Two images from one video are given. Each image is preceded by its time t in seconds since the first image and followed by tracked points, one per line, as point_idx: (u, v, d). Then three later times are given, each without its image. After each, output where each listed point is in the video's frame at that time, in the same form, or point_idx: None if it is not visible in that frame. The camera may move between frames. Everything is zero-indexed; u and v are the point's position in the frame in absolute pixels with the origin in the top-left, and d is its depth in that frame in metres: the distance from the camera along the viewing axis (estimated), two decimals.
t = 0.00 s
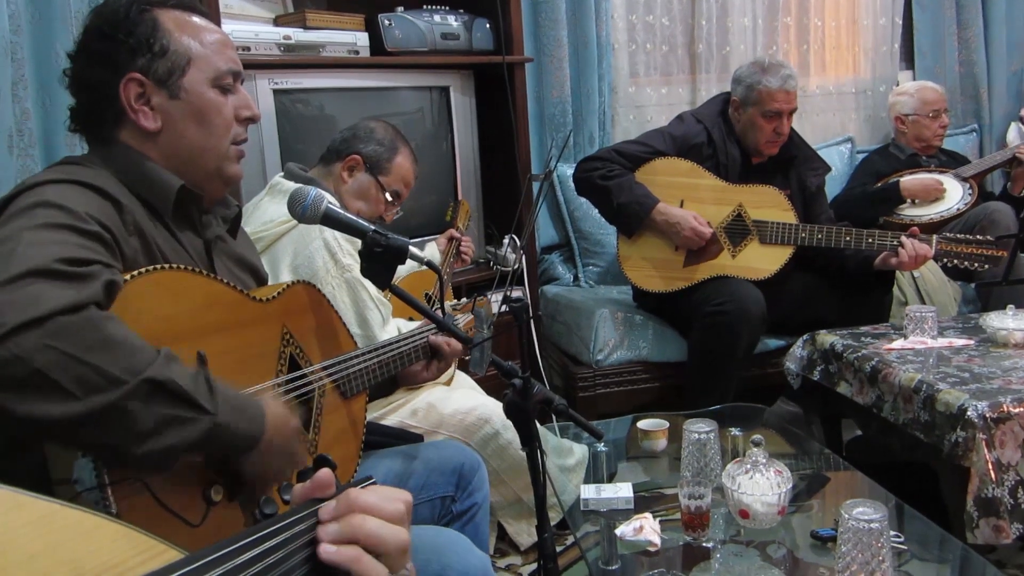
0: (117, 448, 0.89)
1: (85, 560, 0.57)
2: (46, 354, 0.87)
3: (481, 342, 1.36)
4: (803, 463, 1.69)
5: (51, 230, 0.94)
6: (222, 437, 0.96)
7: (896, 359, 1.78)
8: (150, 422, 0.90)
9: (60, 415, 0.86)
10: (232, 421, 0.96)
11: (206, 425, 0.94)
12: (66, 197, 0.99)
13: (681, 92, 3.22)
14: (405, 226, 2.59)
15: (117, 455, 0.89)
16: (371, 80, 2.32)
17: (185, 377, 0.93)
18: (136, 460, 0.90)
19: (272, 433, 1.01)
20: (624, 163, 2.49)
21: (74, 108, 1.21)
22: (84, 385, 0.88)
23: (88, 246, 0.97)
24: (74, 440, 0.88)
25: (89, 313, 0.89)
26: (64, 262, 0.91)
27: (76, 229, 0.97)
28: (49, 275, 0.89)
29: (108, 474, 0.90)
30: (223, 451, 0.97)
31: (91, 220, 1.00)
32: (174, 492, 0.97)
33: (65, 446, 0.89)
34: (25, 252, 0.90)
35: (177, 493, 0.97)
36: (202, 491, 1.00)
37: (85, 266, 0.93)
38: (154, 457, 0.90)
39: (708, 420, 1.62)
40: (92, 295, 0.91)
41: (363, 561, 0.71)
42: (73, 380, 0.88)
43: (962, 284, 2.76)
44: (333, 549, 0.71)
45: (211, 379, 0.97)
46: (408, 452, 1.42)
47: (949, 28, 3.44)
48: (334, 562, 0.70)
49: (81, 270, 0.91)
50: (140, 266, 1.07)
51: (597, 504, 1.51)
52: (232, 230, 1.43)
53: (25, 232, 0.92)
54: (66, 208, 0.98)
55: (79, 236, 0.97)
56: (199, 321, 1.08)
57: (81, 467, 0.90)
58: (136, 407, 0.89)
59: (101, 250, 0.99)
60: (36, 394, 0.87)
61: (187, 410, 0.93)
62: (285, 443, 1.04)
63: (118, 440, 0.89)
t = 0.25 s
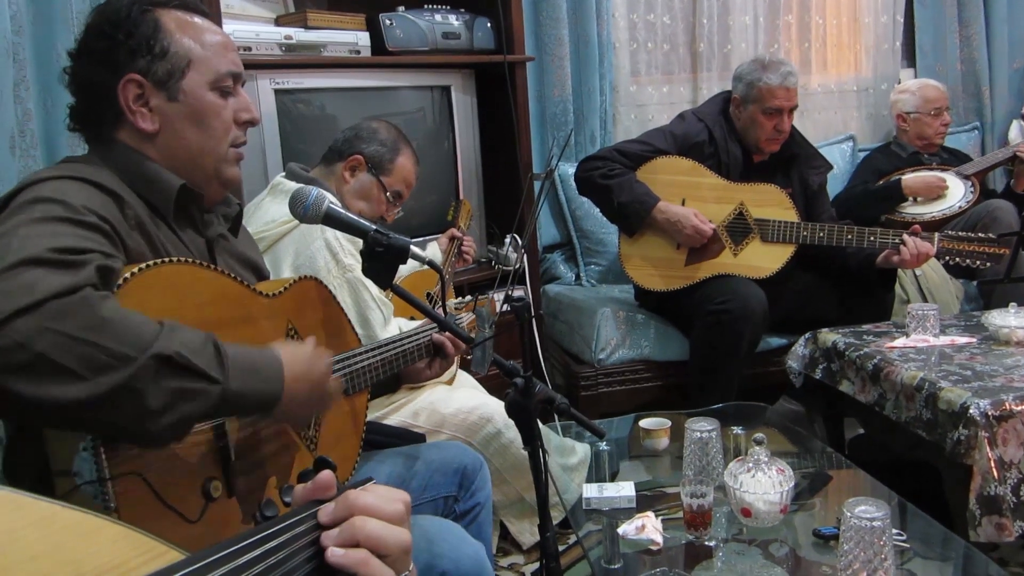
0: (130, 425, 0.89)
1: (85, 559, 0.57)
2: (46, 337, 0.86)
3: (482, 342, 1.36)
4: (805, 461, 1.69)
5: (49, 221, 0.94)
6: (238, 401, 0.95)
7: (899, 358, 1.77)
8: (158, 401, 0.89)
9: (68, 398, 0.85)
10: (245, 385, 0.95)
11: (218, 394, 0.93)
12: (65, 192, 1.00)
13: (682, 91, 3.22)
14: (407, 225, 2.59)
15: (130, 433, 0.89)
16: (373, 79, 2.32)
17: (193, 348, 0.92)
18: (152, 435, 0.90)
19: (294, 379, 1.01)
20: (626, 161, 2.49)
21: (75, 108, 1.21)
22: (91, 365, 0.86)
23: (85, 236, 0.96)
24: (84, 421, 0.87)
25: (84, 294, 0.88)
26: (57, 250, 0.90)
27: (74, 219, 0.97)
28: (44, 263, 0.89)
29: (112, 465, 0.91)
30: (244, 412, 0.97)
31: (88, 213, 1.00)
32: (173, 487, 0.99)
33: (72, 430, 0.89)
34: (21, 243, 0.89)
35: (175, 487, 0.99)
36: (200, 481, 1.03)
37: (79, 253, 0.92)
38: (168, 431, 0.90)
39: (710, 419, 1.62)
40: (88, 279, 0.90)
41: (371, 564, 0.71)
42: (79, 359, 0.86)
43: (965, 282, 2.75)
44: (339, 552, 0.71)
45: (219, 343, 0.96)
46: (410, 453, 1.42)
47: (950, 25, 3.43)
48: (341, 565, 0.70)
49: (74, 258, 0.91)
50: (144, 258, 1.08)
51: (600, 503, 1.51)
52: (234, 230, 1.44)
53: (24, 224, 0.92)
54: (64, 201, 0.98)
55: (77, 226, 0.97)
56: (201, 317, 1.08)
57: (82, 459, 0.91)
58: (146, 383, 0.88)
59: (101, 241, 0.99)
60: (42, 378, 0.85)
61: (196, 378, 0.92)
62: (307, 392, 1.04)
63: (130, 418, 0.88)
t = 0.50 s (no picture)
0: (122, 477, 0.90)
1: (83, 561, 0.57)
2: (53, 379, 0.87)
3: (482, 340, 1.36)
4: (805, 460, 1.69)
5: (61, 243, 0.94)
6: (227, 458, 0.96)
7: (899, 356, 1.77)
8: (153, 453, 0.90)
9: (70, 444, 0.86)
10: (236, 444, 0.96)
11: (209, 453, 0.94)
12: (71, 207, 0.99)
13: (682, 90, 3.21)
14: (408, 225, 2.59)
15: (121, 483, 0.90)
16: (373, 79, 2.32)
17: (191, 405, 0.94)
18: (140, 489, 0.91)
19: (282, 439, 1.02)
20: (625, 161, 2.49)
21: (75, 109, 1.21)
22: (93, 414, 0.88)
23: (94, 257, 0.96)
24: (81, 468, 0.88)
25: (100, 337, 0.89)
26: (70, 281, 0.90)
27: (84, 240, 0.96)
28: (56, 295, 0.89)
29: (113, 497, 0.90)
30: (230, 468, 0.98)
31: (98, 233, 1.00)
32: (182, 502, 0.97)
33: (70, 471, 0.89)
34: (33, 269, 0.89)
35: (185, 504, 0.98)
36: (211, 495, 1.01)
37: (89, 282, 0.92)
38: (158, 484, 0.91)
39: (710, 418, 1.62)
40: (101, 315, 0.91)
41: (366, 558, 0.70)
42: (84, 408, 0.88)
43: (965, 280, 2.75)
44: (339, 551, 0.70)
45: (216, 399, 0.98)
46: (410, 453, 1.42)
47: (950, 24, 3.44)
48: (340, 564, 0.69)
49: (86, 289, 0.91)
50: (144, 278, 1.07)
51: (600, 502, 1.51)
52: (231, 239, 1.43)
53: (35, 247, 0.92)
54: (74, 220, 0.97)
55: (87, 249, 0.96)
56: (202, 331, 1.08)
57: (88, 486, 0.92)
58: (143, 437, 0.90)
59: (108, 263, 0.99)
60: (46, 421, 0.87)
61: (191, 436, 0.93)
62: (291, 451, 1.04)
63: (125, 469, 0.89)
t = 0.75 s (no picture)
0: (129, 484, 0.90)
1: (83, 560, 0.57)
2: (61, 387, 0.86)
3: (482, 339, 1.36)
4: (805, 459, 1.69)
5: (68, 250, 0.94)
6: (233, 465, 0.97)
7: (898, 355, 1.77)
8: (161, 461, 0.90)
9: (79, 452, 0.86)
10: (244, 450, 0.97)
11: (216, 459, 0.95)
12: (78, 213, 0.99)
13: (682, 89, 3.21)
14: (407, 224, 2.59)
15: (127, 489, 0.90)
16: (373, 79, 2.32)
17: (198, 411, 0.94)
18: (146, 493, 0.91)
19: (285, 447, 1.03)
20: (624, 160, 2.49)
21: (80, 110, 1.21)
22: (101, 421, 0.88)
23: (100, 265, 0.96)
24: (89, 475, 0.88)
25: (109, 344, 0.89)
26: (78, 289, 0.90)
27: (90, 247, 0.96)
28: (65, 303, 0.88)
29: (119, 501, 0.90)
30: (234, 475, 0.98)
31: (103, 240, 1.00)
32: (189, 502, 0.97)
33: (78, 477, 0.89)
34: (42, 276, 0.89)
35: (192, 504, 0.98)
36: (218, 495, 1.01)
37: (97, 289, 0.92)
38: (163, 490, 0.92)
39: (710, 418, 1.62)
40: (110, 323, 0.91)
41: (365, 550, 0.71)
42: (92, 415, 0.88)
43: (965, 280, 2.75)
44: (325, 545, 0.67)
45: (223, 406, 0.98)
46: (410, 448, 1.42)
47: (950, 23, 3.43)
48: (326, 557, 0.67)
49: (95, 296, 0.91)
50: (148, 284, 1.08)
51: (600, 501, 1.51)
52: (234, 241, 1.43)
53: (44, 253, 0.92)
54: (81, 227, 0.97)
55: (93, 256, 0.96)
56: (207, 334, 1.08)
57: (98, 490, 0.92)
58: (151, 444, 0.90)
59: (114, 270, 0.99)
60: (55, 428, 0.86)
61: (198, 444, 0.93)
62: (291, 462, 1.05)
63: (132, 475, 0.89)
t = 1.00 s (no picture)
0: (130, 480, 0.89)
1: (77, 556, 0.57)
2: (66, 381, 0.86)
3: (480, 339, 1.36)
4: (802, 459, 1.69)
5: (73, 244, 0.94)
6: (233, 466, 0.96)
7: (896, 356, 1.78)
8: (162, 457, 0.90)
9: (83, 447, 0.86)
10: (244, 451, 0.97)
11: (218, 457, 0.94)
12: (80, 208, 0.99)
13: (680, 89, 3.21)
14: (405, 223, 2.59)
15: (130, 485, 0.89)
16: (372, 78, 2.32)
17: (200, 408, 0.94)
18: (149, 490, 0.90)
19: (284, 454, 1.02)
20: (621, 160, 2.49)
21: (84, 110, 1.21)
22: (103, 415, 0.88)
23: (103, 258, 0.96)
24: (93, 469, 0.88)
25: (112, 338, 0.89)
26: (82, 283, 0.90)
27: (93, 242, 0.97)
28: (69, 297, 0.89)
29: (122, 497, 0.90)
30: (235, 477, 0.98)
31: (105, 233, 1.00)
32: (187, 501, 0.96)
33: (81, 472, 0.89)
34: (46, 271, 0.89)
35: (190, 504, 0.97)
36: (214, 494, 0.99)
37: (101, 283, 0.92)
38: (167, 486, 0.91)
39: (707, 417, 1.62)
40: (114, 318, 0.91)
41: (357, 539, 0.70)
42: (94, 409, 0.88)
43: (962, 280, 2.76)
44: (327, 526, 0.70)
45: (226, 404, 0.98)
46: (407, 451, 1.42)
47: (949, 23, 3.44)
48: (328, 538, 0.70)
49: (98, 291, 0.91)
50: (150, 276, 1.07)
51: (597, 500, 1.52)
52: (235, 237, 1.42)
53: (48, 247, 0.92)
54: (84, 222, 0.98)
55: (97, 250, 0.97)
56: (210, 331, 1.08)
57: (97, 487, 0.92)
58: (153, 439, 0.90)
59: (118, 264, 0.99)
60: (58, 423, 0.87)
61: (201, 442, 0.93)
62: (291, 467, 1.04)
63: (135, 470, 0.89)
